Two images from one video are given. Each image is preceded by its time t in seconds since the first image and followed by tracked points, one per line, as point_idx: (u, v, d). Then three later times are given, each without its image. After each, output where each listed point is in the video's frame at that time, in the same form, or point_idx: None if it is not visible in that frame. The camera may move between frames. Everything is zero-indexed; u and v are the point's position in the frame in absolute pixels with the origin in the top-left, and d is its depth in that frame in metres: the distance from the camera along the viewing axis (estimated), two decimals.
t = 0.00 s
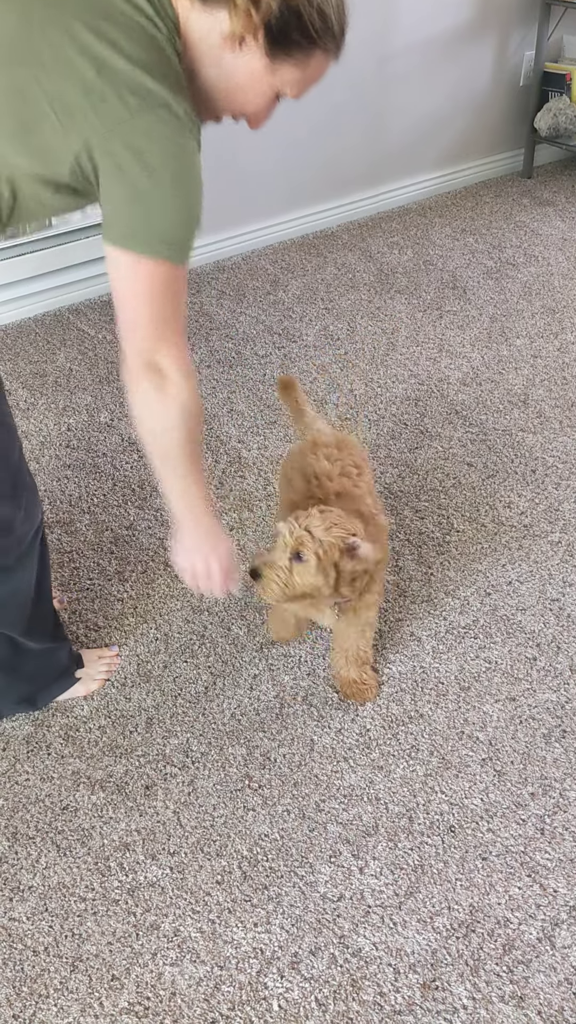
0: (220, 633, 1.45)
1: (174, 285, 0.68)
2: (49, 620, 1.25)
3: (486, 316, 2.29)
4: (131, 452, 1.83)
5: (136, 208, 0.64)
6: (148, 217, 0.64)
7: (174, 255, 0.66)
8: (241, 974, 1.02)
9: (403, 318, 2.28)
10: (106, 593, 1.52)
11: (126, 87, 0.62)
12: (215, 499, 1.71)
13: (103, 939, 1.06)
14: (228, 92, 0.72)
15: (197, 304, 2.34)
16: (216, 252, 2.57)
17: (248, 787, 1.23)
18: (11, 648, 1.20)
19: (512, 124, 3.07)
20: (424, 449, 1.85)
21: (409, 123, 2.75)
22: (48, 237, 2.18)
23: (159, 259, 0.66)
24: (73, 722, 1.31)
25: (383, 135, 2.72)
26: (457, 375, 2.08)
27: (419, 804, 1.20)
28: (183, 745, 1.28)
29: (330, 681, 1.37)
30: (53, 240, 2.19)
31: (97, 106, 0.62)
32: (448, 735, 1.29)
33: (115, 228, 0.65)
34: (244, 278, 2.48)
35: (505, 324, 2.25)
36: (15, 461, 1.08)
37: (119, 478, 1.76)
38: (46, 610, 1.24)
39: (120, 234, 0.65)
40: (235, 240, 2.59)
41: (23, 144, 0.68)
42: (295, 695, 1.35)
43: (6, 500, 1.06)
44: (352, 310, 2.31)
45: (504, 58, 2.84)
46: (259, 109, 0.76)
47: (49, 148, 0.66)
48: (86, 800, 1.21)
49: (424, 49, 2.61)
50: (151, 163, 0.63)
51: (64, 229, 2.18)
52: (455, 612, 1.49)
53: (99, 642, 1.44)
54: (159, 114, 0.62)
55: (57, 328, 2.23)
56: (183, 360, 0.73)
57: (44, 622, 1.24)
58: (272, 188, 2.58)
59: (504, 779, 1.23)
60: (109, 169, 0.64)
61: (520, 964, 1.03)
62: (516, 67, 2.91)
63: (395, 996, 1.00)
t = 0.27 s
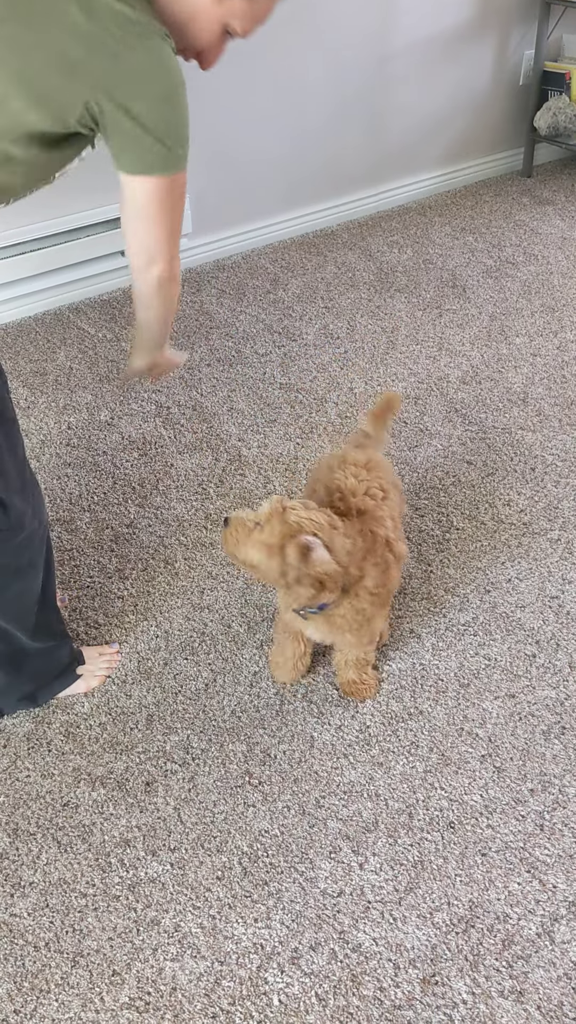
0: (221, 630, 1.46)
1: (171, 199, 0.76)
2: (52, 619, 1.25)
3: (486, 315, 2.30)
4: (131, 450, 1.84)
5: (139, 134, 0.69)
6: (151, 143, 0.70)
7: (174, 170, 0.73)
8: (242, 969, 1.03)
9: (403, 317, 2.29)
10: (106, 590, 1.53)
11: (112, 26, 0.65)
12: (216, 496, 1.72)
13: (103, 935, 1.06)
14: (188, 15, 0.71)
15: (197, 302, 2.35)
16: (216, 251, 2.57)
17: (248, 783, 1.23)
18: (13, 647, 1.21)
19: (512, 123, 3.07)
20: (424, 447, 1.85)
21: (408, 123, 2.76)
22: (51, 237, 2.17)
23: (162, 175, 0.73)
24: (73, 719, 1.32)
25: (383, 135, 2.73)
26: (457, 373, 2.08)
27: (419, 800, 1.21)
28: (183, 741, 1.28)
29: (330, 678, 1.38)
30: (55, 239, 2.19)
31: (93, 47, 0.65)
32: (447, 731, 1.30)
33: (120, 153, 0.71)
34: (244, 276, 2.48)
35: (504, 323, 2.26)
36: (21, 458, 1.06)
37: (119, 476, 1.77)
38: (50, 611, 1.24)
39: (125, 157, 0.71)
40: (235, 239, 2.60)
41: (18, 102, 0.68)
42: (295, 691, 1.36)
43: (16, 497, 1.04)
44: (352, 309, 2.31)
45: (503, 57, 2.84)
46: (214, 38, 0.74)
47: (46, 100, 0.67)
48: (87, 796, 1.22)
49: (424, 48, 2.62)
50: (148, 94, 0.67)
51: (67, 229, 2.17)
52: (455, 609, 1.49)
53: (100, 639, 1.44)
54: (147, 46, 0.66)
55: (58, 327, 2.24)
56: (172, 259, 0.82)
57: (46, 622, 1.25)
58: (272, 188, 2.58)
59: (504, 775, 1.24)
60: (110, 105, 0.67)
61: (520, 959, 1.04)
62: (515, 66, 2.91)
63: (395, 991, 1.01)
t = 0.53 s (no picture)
0: (221, 628, 1.46)
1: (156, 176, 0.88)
2: (55, 610, 1.26)
3: (486, 314, 2.30)
4: (131, 450, 1.84)
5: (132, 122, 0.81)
6: (141, 128, 0.82)
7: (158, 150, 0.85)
8: (243, 967, 1.03)
9: (403, 316, 2.29)
10: (107, 589, 1.53)
11: (111, 28, 0.74)
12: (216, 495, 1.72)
13: (104, 932, 1.07)
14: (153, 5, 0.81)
15: (197, 301, 2.35)
16: (216, 250, 2.57)
17: (249, 781, 1.23)
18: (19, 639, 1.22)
19: (512, 123, 3.08)
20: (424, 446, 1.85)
21: (408, 122, 2.76)
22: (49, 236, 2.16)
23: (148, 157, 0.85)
24: (74, 717, 1.32)
25: (382, 135, 2.73)
26: (456, 372, 2.08)
27: (419, 798, 1.21)
28: (184, 739, 1.29)
29: (330, 676, 1.38)
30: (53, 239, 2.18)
31: (97, 47, 0.74)
32: (447, 729, 1.30)
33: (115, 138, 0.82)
34: (244, 275, 2.48)
35: (504, 322, 2.26)
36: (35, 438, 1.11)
37: (119, 475, 1.77)
38: (54, 602, 1.25)
39: (119, 141, 0.83)
40: (235, 239, 2.60)
41: (27, 95, 0.76)
42: (296, 689, 1.36)
43: (37, 476, 1.08)
44: (352, 308, 2.31)
45: (503, 56, 2.85)
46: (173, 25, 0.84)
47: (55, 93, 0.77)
48: (88, 794, 1.22)
49: (424, 48, 2.62)
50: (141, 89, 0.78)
51: (65, 229, 2.17)
52: (455, 607, 1.49)
53: (101, 637, 1.44)
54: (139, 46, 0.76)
55: (58, 326, 2.24)
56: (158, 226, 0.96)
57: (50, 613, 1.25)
58: (272, 187, 2.58)
59: (504, 773, 1.24)
60: (109, 98, 0.78)
61: (520, 956, 1.04)
62: (515, 65, 2.91)
63: (395, 988, 1.01)
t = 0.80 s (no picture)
0: (223, 627, 1.46)
1: (140, 188, 0.94)
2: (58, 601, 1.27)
3: (487, 314, 2.30)
4: (132, 449, 1.84)
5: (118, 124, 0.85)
6: (127, 131, 0.86)
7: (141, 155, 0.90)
8: (245, 964, 1.03)
9: (404, 316, 2.29)
10: (108, 587, 1.53)
11: (102, 31, 0.78)
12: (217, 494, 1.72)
13: (107, 930, 1.07)
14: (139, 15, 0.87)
15: (197, 301, 2.35)
16: (217, 250, 2.57)
17: (250, 779, 1.23)
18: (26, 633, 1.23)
19: (512, 122, 3.08)
20: (425, 445, 1.85)
21: (408, 122, 2.76)
22: (47, 236, 2.17)
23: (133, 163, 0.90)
24: (76, 715, 1.32)
25: (382, 135, 2.73)
26: (458, 372, 2.08)
27: (421, 796, 1.21)
28: (186, 737, 1.29)
29: (332, 674, 1.38)
30: (51, 239, 2.18)
31: (91, 49, 0.78)
32: (449, 728, 1.30)
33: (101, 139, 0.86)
34: (244, 275, 2.48)
35: (505, 322, 2.26)
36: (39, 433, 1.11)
37: (121, 475, 1.77)
38: (57, 592, 1.26)
39: (106, 142, 0.86)
40: (236, 239, 2.60)
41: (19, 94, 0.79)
42: (298, 687, 1.36)
43: (39, 471, 1.09)
44: (353, 307, 2.31)
45: (503, 55, 2.85)
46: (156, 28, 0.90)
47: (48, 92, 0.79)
48: (90, 793, 1.22)
49: (424, 48, 2.63)
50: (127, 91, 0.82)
51: (62, 229, 2.17)
52: (456, 606, 1.49)
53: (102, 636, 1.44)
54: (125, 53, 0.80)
55: (58, 325, 2.24)
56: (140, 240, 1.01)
57: (54, 606, 1.26)
58: (272, 187, 2.58)
59: (506, 771, 1.24)
60: (100, 100, 0.81)
61: (522, 953, 1.04)
62: (515, 64, 2.92)
63: (398, 986, 1.01)
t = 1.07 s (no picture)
0: (224, 627, 1.46)
1: (148, 187, 0.91)
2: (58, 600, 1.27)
3: (488, 313, 2.30)
4: (133, 449, 1.84)
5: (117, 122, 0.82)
6: (125, 130, 0.83)
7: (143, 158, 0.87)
8: (248, 964, 1.03)
9: (405, 316, 2.28)
10: (109, 587, 1.53)
11: (100, 27, 0.77)
12: (218, 494, 1.72)
13: (109, 930, 1.06)
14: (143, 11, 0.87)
15: (198, 300, 2.35)
16: (217, 249, 2.57)
17: (253, 779, 1.23)
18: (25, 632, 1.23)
19: (512, 122, 3.08)
20: (427, 444, 1.85)
21: (408, 122, 2.76)
22: (47, 236, 2.17)
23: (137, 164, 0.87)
24: (78, 715, 1.32)
25: (383, 135, 2.73)
26: (459, 372, 2.08)
27: (423, 796, 1.21)
28: (188, 737, 1.29)
29: (334, 674, 1.38)
30: (50, 239, 2.18)
31: (87, 41, 0.77)
32: (451, 728, 1.30)
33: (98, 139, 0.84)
34: (245, 274, 2.48)
35: (506, 321, 2.26)
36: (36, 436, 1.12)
37: (122, 475, 1.77)
38: (57, 590, 1.26)
39: (104, 142, 0.84)
40: (236, 239, 2.60)
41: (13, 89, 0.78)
42: (300, 687, 1.36)
43: (37, 474, 1.09)
44: (354, 307, 2.31)
45: (504, 55, 2.85)
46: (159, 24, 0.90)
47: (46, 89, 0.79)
48: (92, 793, 1.22)
49: (424, 48, 2.63)
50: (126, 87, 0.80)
51: (62, 228, 2.17)
52: (458, 606, 1.49)
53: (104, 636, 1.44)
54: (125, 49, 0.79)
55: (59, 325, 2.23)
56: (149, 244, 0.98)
57: (54, 604, 1.26)
58: (272, 187, 2.58)
59: (508, 770, 1.24)
60: (96, 95, 0.79)
61: (525, 953, 1.04)
62: (515, 64, 2.92)
63: (401, 986, 1.01)
